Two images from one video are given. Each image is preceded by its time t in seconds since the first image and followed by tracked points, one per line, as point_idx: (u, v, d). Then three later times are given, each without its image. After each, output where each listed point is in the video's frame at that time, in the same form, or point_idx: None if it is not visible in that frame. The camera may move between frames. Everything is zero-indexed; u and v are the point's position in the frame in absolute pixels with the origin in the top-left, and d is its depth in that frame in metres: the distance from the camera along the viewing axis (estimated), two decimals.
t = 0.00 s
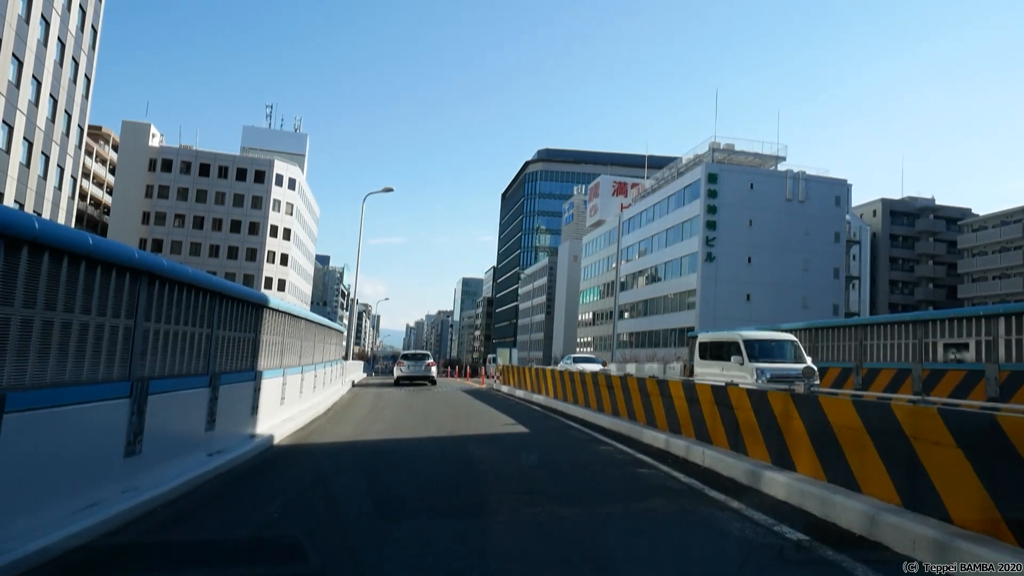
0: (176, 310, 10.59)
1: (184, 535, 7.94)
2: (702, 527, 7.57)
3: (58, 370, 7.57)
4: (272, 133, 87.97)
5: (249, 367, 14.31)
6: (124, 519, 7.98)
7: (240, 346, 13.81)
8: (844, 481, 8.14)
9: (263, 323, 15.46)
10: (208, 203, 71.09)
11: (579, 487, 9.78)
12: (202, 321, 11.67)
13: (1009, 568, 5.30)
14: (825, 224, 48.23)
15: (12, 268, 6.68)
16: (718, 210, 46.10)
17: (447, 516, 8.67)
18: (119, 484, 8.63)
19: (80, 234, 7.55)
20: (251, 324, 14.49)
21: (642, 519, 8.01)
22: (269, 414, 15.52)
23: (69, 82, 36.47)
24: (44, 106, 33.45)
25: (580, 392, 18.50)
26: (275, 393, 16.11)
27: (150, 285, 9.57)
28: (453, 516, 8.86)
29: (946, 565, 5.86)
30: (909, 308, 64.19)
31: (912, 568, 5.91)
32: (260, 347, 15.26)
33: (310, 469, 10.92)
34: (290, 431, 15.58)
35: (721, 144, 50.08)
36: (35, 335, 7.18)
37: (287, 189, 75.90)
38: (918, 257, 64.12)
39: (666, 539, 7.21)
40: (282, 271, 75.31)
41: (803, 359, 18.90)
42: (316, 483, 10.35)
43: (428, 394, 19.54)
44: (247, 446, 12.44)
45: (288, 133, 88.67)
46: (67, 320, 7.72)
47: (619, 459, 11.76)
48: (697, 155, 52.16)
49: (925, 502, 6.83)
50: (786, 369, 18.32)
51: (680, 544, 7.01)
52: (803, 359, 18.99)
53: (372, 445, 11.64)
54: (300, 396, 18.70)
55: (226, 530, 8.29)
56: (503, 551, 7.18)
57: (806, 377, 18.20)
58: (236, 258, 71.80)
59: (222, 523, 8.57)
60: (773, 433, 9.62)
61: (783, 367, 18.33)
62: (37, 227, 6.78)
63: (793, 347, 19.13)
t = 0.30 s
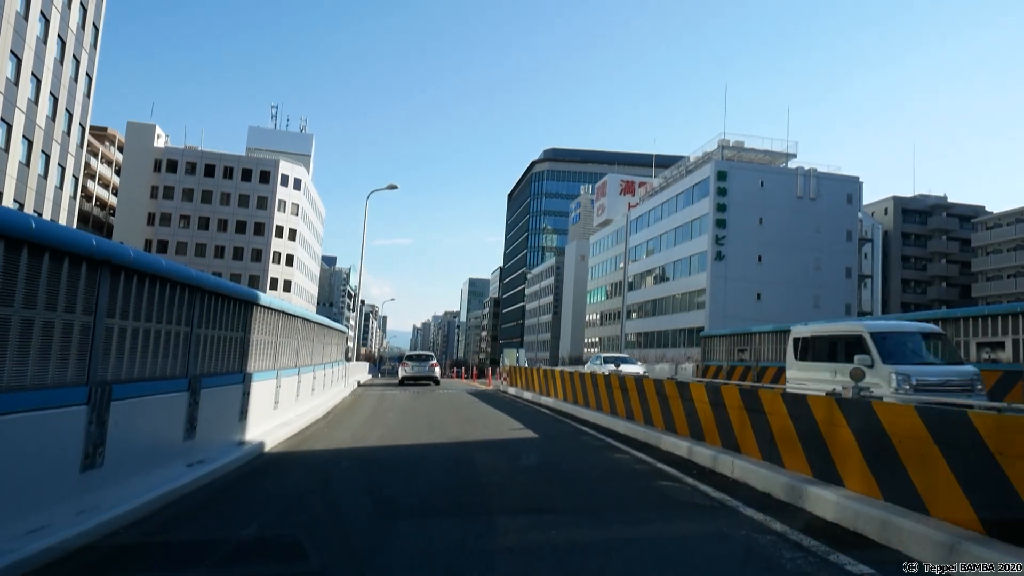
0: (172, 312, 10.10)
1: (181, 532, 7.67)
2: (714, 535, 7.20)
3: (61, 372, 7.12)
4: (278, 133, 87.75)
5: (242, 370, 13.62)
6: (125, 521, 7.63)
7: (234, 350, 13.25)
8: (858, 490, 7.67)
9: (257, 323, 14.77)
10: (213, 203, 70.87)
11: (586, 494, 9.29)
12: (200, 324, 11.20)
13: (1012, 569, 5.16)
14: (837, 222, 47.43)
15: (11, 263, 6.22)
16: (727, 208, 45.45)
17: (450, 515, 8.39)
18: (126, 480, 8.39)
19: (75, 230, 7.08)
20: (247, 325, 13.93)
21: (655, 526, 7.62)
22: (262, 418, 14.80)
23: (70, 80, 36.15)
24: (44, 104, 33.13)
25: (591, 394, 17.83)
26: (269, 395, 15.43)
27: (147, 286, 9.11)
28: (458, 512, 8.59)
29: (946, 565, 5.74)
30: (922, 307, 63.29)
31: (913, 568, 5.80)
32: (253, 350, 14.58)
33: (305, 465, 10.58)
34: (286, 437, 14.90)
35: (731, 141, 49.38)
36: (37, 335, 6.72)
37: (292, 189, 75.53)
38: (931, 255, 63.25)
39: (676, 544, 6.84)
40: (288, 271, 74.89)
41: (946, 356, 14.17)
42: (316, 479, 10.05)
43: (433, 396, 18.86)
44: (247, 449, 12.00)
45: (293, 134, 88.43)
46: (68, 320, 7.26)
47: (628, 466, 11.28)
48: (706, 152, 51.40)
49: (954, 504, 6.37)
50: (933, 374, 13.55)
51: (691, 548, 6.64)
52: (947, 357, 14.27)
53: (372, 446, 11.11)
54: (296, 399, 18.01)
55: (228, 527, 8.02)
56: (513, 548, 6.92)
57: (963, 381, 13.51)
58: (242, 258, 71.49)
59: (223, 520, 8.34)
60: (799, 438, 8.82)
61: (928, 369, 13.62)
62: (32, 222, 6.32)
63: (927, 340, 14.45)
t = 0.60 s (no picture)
0: (170, 311, 9.29)
1: (185, 531, 7.31)
2: (710, 528, 6.82)
3: (64, 373, 6.75)
4: (283, 133, 87.51)
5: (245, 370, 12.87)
6: (126, 521, 7.23)
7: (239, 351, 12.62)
8: (895, 501, 6.86)
9: (261, 322, 14.01)
10: (218, 203, 70.62)
11: (611, 498, 8.69)
12: (206, 324, 10.71)
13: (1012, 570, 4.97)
14: (850, 220, 46.61)
15: (9, 264, 5.84)
16: (737, 206, 44.76)
17: (457, 515, 8.02)
18: (136, 478, 8.11)
19: (76, 231, 6.69)
20: (253, 325, 13.31)
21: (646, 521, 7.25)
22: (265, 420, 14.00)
23: (71, 78, 35.83)
24: (44, 102, 32.81)
25: (603, 396, 17.10)
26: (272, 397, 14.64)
27: (154, 288, 8.69)
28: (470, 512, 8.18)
29: (947, 566, 5.47)
30: (935, 306, 62.31)
31: (912, 568, 5.51)
32: (257, 350, 13.85)
33: (305, 461, 10.21)
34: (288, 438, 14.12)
35: (740, 137, 48.63)
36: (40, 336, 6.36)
37: (298, 189, 75.11)
38: (944, 253, 62.29)
39: (664, 540, 6.48)
40: (293, 272, 74.47)
41: None
42: (314, 475, 9.66)
43: (442, 399, 18.15)
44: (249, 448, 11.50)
45: (298, 133, 88.18)
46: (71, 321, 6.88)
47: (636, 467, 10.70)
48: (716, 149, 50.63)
49: (979, 504, 5.84)
50: None
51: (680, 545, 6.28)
52: None
53: (369, 448, 10.59)
54: (298, 401, 17.25)
55: (233, 525, 7.65)
56: (534, 548, 6.58)
57: None
58: (247, 258, 71.16)
59: (229, 516, 8.01)
60: (841, 447, 7.81)
61: None
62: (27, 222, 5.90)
63: None
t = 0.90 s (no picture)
0: (140, 306, 7.97)
1: (187, 530, 7.01)
2: (706, 546, 6.40)
3: (53, 370, 6.42)
4: (289, 133, 87.23)
5: (245, 370, 12.09)
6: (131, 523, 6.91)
7: (239, 351, 11.86)
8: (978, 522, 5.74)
9: (262, 321, 13.26)
10: (223, 202, 70.34)
11: (629, 503, 8.30)
12: (205, 322, 10.08)
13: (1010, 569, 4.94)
14: (863, 217, 45.79)
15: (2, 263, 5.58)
16: (747, 204, 44.07)
17: (457, 513, 7.62)
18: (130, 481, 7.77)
19: (69, 228, 6.39)
20: (253, 326, 12.55)
21: (647, 537, 6.80)
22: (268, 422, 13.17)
23: (72, 74, 35.50)
24: (44, 98, 32.48)
25: (616, 399, 16.34)
26: (274, 399, 13.88)
27: (150, 286, 8.22)
28: (483, 509, 7.80)
29: (947, 566, 5.44)
30: (949, 305, 61.34)
31: (912, 569, 5.48)
32: (258, 349, 13.06)
33: (312, 455, 9.85)
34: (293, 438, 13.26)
35: (750, 133, 47.87)
36: (28, 337, 6.03)
37: (304, 189, 74.68)
38: (957, 251, 61.32)
39: (658, 559, 6.03)
40: (300, 272, 74.04)
41: None
42: (309, 469, 9.31)
43: (451, 403, 17.45)
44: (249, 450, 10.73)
45: (304, 133, 87.88)
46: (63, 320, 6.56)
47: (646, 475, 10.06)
48: (726, 146, 49.89)
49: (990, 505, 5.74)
50: None
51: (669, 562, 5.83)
52: None
53: (375, 448, 10.07)
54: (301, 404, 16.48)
55: (235, 523, 7.27)
56: (549, 553, 6.24)
57: None
58: (253, 258, 70.83)
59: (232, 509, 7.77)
60: (901, 457, 6.68)
61: None
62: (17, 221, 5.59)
63: None
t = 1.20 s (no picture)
0: (116, 298, 6.60)
1: (200, 528, 6.51)
2: (699, 545, 6.29)
3: (75, 373, 5.96)
4: (294, 133, 86.99)
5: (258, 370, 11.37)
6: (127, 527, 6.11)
7: (251, 352, 11.13)
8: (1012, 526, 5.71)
9: (271, 321, 12.52)
10: (229, 203, 70.11)
11: (629, 500, 7.92)
12: (220, 326, 9.39)
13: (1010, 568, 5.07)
14: (876, 215, 45.06)
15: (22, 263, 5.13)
16: (758, 201, 43.31)
17: (459, 515, 7.11)
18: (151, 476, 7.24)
19: (73, 228, 5.68)
20: (264, 327, 11.85)
21: (668, 535, 6.60)
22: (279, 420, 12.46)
23: (72, 72, 35.18)
24: (43, 96, 32.19)
25: (631, 401, 15.57)
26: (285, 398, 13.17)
27: (169, 287, 7.66)
28: (489, 510, 7.24)
29: (946, 566, 5.60)
30: (963, 304, 60.45)
31: (913, 569, 5.61)
32: (268, 349, 12.33)
33: (309, 451, 9.46)
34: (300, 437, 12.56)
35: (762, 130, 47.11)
36: (28, 336, 5.33)
37: (309, 189, 74.29)
38: (971, 249, 60.41)
39: (651, 554, 5.94)
40: (305, 272, 73.67)
41: None
42: (298, 462, 8.98)
43: (459, 406, 16.68)
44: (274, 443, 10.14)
45: (309, 133, 87.61)
46: (85, 323, 6.11)
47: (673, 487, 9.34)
48: (736, 143, 49.15)
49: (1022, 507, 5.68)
50: None
51: (674, 565, 5.62)
52: None
53: (375, 450, 9.54)
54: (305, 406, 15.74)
55: (238, 523, 6.73)
56: (582, 557, 5.72)
57: None
58: (258, 258, 70.51)
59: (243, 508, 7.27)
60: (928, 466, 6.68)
61: None
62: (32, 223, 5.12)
63: None
